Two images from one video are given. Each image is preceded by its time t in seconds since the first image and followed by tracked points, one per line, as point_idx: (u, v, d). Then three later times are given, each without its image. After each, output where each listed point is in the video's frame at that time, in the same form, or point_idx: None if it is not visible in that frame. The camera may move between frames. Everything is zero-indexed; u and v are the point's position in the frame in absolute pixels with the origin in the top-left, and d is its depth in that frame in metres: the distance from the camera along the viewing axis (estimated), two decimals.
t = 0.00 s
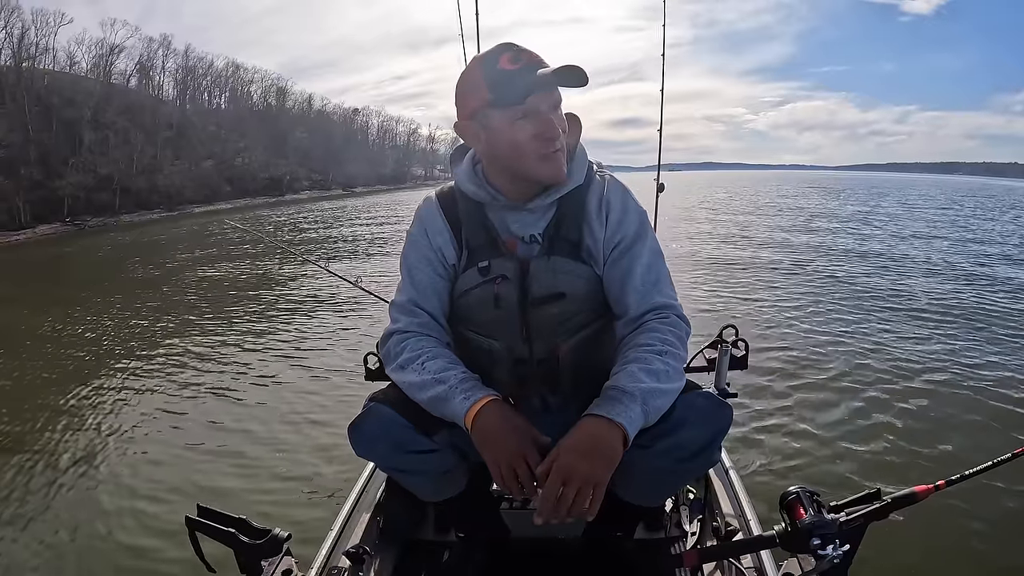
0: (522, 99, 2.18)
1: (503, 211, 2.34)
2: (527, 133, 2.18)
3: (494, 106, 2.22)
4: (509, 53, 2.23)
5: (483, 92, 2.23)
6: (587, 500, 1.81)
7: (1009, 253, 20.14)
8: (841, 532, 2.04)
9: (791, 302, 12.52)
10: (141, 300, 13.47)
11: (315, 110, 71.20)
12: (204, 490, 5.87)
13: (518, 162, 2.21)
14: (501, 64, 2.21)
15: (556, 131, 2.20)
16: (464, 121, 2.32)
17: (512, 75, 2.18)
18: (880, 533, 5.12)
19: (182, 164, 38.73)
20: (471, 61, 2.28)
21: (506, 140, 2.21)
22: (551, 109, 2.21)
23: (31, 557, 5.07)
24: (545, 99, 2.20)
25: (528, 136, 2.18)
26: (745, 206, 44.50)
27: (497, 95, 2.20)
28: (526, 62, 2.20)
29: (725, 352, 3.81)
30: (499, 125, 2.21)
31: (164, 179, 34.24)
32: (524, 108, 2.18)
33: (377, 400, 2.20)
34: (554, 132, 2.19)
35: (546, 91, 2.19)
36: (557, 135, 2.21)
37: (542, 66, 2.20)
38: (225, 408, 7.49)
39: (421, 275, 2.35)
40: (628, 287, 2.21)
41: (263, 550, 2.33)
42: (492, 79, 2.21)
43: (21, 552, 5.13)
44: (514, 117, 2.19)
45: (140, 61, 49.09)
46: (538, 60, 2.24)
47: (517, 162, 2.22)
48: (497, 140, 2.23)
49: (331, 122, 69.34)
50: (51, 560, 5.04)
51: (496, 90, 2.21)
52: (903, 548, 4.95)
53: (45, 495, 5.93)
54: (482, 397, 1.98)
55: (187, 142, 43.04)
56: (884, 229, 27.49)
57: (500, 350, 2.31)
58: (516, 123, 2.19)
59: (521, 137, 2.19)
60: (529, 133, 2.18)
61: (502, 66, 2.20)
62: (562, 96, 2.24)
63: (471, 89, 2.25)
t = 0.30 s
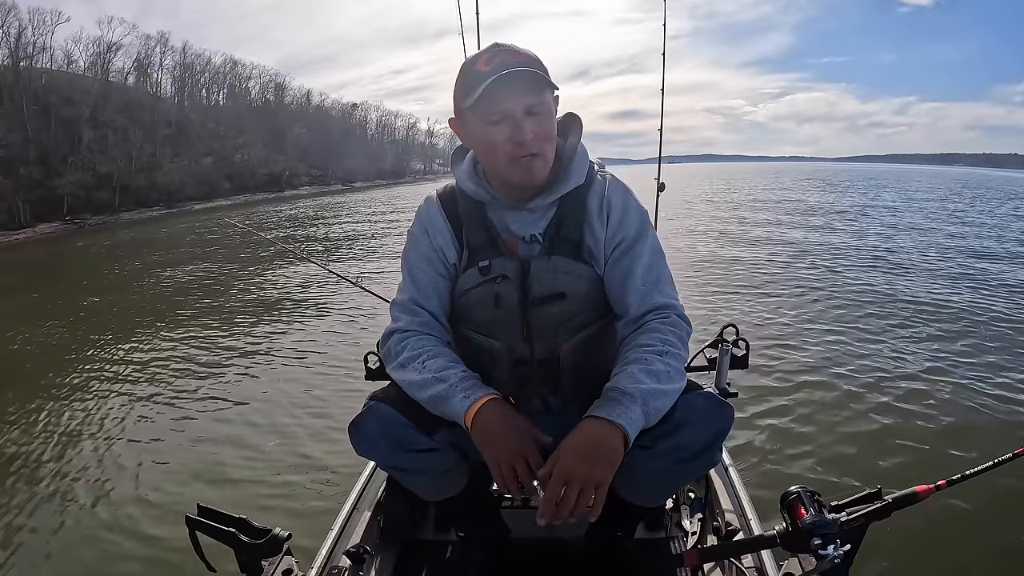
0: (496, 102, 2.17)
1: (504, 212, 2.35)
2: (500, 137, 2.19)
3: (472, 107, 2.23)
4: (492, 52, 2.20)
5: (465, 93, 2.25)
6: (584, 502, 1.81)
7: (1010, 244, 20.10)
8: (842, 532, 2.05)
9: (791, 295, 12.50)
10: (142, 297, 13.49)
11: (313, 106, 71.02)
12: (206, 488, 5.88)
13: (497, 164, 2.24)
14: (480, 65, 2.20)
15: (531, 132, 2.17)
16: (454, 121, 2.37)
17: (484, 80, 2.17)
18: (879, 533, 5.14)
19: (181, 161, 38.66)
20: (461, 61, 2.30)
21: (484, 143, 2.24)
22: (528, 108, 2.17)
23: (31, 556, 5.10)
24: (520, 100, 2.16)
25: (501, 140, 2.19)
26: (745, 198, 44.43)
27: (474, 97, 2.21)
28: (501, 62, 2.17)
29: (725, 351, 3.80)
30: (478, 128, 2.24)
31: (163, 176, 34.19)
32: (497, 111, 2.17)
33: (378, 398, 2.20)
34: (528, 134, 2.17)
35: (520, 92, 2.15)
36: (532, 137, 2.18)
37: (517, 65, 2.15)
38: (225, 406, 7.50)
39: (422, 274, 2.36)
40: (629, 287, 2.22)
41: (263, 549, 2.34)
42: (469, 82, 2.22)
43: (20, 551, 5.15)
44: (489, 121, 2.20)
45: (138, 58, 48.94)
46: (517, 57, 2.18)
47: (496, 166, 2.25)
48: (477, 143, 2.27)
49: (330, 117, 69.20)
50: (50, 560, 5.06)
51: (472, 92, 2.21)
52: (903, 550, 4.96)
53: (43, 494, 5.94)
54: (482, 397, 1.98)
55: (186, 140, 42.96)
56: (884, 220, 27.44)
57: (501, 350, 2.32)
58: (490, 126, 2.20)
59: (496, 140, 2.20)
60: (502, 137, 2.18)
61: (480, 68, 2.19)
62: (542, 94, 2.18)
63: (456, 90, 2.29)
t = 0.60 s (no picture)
0: (491, 106, 2.15)
1: (506, 210, 2.34)
2: (491, 141, 2.19)
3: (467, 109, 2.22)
4: (492, 56, 2.16)
5: (464, 91, 2.23)
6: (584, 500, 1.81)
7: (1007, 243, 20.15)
8: (842, 532, 2.05)
9: (789, 294, 12.52)
10: (140, 299, 13.48)
11: (311, 107, 71.00)
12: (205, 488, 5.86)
13: (490, 168, 2.26)
14: (480, 66, 2.17)
15: (522, 140, 2.16)
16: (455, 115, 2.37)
17: (480, 84, 2.14)
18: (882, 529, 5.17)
19: (178, 163, 38.63)
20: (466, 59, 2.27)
21: (478, 145, 2.23)
22: (522, 116, 2.15)
23: (27, 557, 5.08)
24: (515, 107, 2.13)
25: (492, 144, 2.18)
26: (742, 198, 44.53)
27: (468, 100, 2.19)
28: (500, 67, 2.14)
29: (725, 351, 3.80)
30: (473, 131, 2.24)
31: (161, 178, 34.15)
32: (490, 117, 2.16)
33: (379, 397, 2.20)
34: (519, 142, 2.16)
35: (515, 99, 2.12)
36: (524, 144, 2.16)
37: (515, 72, 2.11)
38: (224, 406, 7.49)
39: (425, 273, 2.36)
40: (631, 286, 2.22)
41: (264, 549, 2.33)
42: (468, 83, 2.20)
43: (15, 552, 5.13)
44: (483, 123, 2.18)
45: (135, 59, 48.91)
46: (518, 63, 2.14)
47: (489, 168, 2.26)
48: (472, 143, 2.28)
49: (328, 119, 69.21)
50: (47, 560, 5.04)
51: (469, 94, 2.19)
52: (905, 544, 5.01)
53: (38, 495, 5.91)
54: (484, 396, 1.98)
55: (184, 141, 42.91)
56: (881, 220, 27.52)
57: (503, 348, 2.31)
58: (484, 130, 2.19)
59: (488, 144, 2.20)
60: (493, 144, 2.18)
61: (477, 72, 2.16)
62: (538, 102, 2.14)
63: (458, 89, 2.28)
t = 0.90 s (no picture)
0: (501, 107, 2.17)
1: (510, 211, 2.36)
2: (500, 141, 2.20)
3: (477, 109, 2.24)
4: (505, 56, 2.17)
5: (474, 91, 2.24)
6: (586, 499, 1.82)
7: (1005, 249, 20.20)
8: (842, 531, 2.05)
9: (788, 300, 12.54)
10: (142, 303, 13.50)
11: (311, 113, 71.22)
12: (205, 491, 5.85)
13: (497, 170, 2.28)
14: (493, 66, 2.18)
15: (531, 143, 2.17)
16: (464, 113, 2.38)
17: (492, 85, 2.15)
18: (878, 532, 5.22)
19: (178, 168, 38.66)
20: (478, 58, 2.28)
21: (487, 145, 2.24)
22: (532, 119, 2.16)
23: (24, 561, 5.08)
24: (526, 109, 2.15)
25: (501, 145, 2.20)
26: (741, 205, 44.61)
27: (479, 99, 2.20)
28: (513, 68, 2.15)
29: (726, 352, 3.80)
30: (482, 131, 2.25)
31: (161, 183, 34.23)
32: (500, 119, 2.18)
33: (380, 398, 2.20)
34: (528, 145, 2.17)
35: (525, 102, 2.14)
36: (533, 146, 2.18)
37: (528, 75, 2.13)
38: (223, 410, 7.48)
39: (428, 273, 2.36)
40: (635, 287, 2.23)
41: (264, 550, 2.33)
42: (480, 84, 2.21)
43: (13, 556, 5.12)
44: (492, 123, 2.20)
45: (135, 65, 49.02)
46: (532, 66, 2.15)
47: (497, 168, 2.27)
48: (480, 142, 2.29)
49: (328, 125, 69.41)
50: (45, 563, 5.04)
51: (480, 94, 2.20)
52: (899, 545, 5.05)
53: (37, 501, 5.90)
54: (486, 399, 1.98)
55: (184, 146, 43.00)
56: (879, 226, 27.62)
57: (506, 349, 2.31)
58: (493, 130, 2.20)
59: (497, 144, 2.21)
60: (502, 145, 2.20)
61: (490, 72, 2.17)
62: (549, 106, 2.16)
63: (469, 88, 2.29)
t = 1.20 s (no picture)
0: (505, 110, 2.17)
1: (512, 212, 2.36)
2: (503, 144, 2.20)
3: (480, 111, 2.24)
4: (508, 58, 2.18)
5: (477, 94, 2.25)
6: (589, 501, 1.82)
7: (1006, 251, 20.17)
8: (842, 531, 2.05)
9: (788, 301, 12.54)
10: (144, 303, 13.54)
11: (313, 114, 71.34)
12: (206, 490, 5.86)
13: (500, 172, 2.28)
14: (496, 68, 2.19)
15: (535, 145, 2.18)
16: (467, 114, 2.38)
17: (495, 87, 2.16)
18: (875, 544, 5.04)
19: (180, 168, 38.74)
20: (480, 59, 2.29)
21: (490, 148, 2.25)
22: (536, 121, 2.17)
23: (24, 559, 5.08)
24: (529, 111, 2.16)
25: (504, 147, 2.20)
26: (742, 206, 44.60)
27: (482, 102, 2.21)
28: (515, 71, 2.15)
29: (726, 351, 3.80)
30: (484, 134, 2.26)
31: (163, 183, 34.30)
32: (505, 121, 2.18)
33: (381, 400, 2.21)
34: (532, 147, 2.18)
35: (530, 105, 2.15)
36: (537, 148, 2.19)
37: (532, 77, 2.14)
38: (224, 411, 7.49)
39: (430, 274, 2.36)
40: (638, 288, 2.23)
41: (264, 550, 2.33)
42: (483, 85, 2.22)
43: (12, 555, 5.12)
44: (495, 126, 2.21)
45: (137, 65, 49.13)
46: (536, 68, 2.15)
47: (500, 169, 2.27)
48: (484, 143, 2.29)
49: (330, 125, 69.54)
50: (45, 562, 5.05)
51: (484, 97, 2.20)
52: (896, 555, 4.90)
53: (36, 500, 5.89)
54: (489, 401, 1.99)
55: (186, 146, 43.06)
56: (880, 228, 27.62)
57: (507, 350, 2.31)
58: (496, 132, 2.21)
59: (500, 146, 2.22)
60: (505, 148, 2.21)
61: (493, 74, 2.18)
62: (553, 108, 2.17)
63: (471, 90, 2.30)
